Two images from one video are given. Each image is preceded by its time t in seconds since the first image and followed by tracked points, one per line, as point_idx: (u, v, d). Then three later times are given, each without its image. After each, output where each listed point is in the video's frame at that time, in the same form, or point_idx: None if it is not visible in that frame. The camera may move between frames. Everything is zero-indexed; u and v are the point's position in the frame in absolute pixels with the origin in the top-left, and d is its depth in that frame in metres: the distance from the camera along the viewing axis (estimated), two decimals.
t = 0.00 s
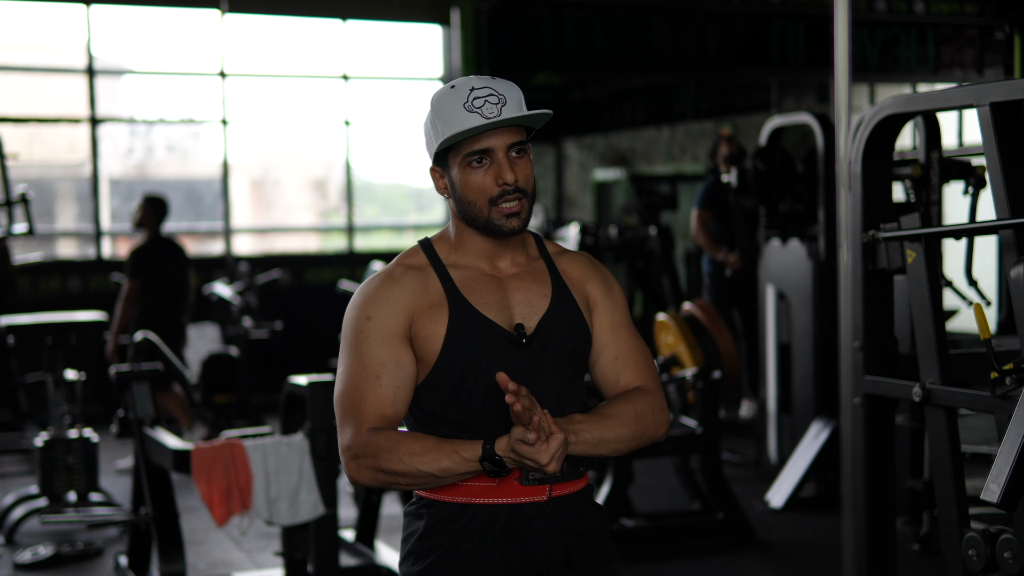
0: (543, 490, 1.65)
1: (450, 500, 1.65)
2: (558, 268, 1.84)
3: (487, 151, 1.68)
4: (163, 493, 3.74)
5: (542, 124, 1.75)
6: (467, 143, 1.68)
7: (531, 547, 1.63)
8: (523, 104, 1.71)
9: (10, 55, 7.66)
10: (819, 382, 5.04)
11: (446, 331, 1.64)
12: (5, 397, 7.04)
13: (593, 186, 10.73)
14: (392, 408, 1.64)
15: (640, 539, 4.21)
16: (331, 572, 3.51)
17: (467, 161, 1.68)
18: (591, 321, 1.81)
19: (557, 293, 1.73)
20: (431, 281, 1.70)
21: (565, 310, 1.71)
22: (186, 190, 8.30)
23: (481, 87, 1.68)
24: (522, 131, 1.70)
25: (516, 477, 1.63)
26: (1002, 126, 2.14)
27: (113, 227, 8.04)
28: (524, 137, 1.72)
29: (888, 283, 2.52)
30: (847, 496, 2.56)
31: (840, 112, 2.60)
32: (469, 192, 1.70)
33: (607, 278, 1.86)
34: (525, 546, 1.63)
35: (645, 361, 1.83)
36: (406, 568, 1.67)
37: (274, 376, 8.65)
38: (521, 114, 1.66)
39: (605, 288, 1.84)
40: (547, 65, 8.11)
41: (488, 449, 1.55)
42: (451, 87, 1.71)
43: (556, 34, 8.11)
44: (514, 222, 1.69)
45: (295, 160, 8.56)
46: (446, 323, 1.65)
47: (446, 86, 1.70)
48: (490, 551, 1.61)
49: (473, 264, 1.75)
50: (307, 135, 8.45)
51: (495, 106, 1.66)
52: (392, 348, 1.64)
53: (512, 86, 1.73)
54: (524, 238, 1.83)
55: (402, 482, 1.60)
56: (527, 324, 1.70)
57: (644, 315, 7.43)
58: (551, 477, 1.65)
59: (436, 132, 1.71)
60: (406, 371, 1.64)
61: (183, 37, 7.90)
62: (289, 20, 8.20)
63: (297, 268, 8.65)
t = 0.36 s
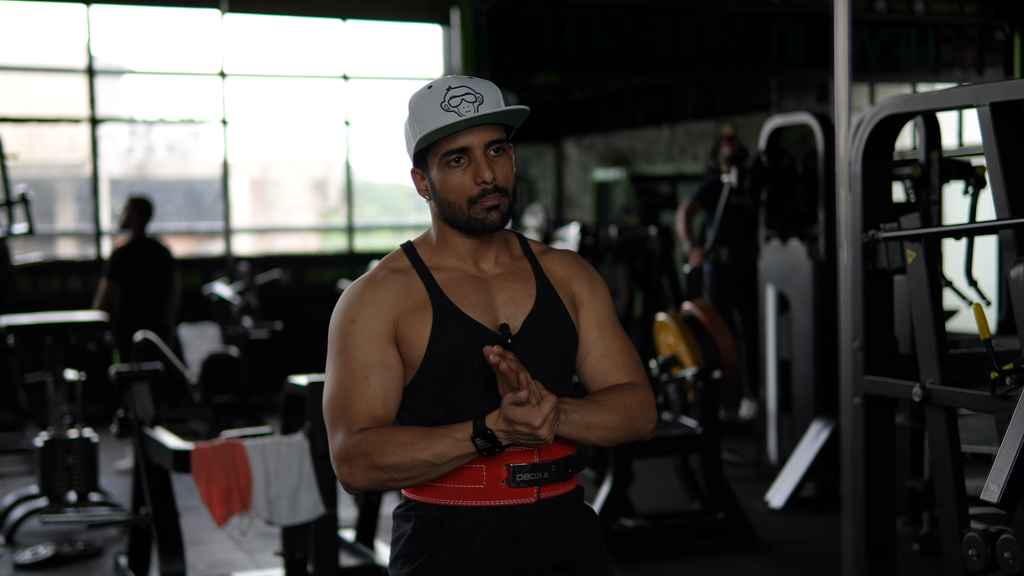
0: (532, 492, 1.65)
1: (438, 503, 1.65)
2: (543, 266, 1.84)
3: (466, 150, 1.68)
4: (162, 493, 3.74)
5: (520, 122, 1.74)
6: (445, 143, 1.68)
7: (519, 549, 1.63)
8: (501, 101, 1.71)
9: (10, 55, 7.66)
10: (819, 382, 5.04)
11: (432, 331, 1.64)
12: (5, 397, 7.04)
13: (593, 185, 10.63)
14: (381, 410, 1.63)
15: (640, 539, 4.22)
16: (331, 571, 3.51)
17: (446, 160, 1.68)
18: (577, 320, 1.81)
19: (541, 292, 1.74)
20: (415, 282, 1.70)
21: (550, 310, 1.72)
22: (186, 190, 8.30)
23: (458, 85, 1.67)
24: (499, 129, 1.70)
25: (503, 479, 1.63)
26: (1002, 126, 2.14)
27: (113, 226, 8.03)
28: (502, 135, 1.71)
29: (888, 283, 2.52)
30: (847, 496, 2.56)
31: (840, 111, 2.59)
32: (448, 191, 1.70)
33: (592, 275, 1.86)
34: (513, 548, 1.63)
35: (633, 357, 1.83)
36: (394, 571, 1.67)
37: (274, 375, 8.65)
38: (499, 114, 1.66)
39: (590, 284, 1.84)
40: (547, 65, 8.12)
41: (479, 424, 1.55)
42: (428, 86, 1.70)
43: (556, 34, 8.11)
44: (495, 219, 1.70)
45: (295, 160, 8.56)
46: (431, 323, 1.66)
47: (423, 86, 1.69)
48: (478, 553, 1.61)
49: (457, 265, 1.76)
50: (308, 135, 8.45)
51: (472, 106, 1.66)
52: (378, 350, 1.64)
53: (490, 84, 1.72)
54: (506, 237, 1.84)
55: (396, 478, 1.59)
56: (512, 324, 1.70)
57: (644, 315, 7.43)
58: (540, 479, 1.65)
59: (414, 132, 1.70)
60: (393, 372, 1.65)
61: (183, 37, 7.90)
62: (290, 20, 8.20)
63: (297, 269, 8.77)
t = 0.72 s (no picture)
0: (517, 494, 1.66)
1: (423, 506, 1.66)
2: (525, 267, 1.84)
3: (445, 161, 1.68)
4: (162, 493, 3.74)
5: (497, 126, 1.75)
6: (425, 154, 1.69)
7: (504, 551, 1.64)
8: (476, 108, 1.71)
9: (10, 55, 7.66)
10: (820, 382, 5.04)
11: (412, 341, 1.65)
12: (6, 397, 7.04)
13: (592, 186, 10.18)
14: (361, 420, 1.65)
15: (640, 539, 4.22)
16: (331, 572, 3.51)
17: (426, 172, 1.69)
18: (561, 321, 1.82)
19: (524, 294, 1.74)
20: (396, 289, 1.71)
21: (531, 313, 1.71)
22: (185, 190, 8.29)
23: (432, 94, 1.68)
24: (477, 135, 1.70)
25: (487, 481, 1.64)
26: (1002, 126, 2.14)
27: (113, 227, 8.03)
28: (481, 142, 1.72)
29: (888, 283, 2.52)
30: (847, 496, 2.56)
31: (840, 111, 2.59)
32: (430, 202, 1.71)
33: (575, 276, 1.86)
34: (498, 551, 1.64)
35: (616, 361, 1.84)
36: (382, 572, 1.70)
37: (274, 375, 8.65)
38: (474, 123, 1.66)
39: (573, 287, 1.84)
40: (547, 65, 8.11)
41: (461, 472, 1.55)
42: (402, 95, 1.70)
43: (556, 34, 8.11)
44: (478, 228, 1.71)
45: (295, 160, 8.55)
46: (412, 333, 1.66)
47: (398, 95, 1.69)
48: (463, 556, 1.63)
49: (439, 269, 1.77)
50: (308, 135, 8.44)
51: (447, 115, 1.66)
52: (359, 360, 1.65)
53: (465, 89, 1.72)
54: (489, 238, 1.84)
55: (373, 496, 1.61)
56: (495, 328, 1.71)
57: (644, 315, 7.42)
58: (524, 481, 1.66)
59: (392, 143, 1.71)
60: (373, 381, 1.66)
61: (183, 37, 7.90)
62: (290, 20, 8.20)
63: (296, 267, 8.75)
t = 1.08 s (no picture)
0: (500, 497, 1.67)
1: (405, 508, 1.67)
2: (508, 270, 1.85)
3: (426, 172, 1.69)
4: (163, 493, 3.73)
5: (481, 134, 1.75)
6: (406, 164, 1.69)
7: (487, 553, 1.65)
8: (459, 117, 1.72)
9: (10, 55, 7.66)
10: (820, 382, 5.04)
11: (395, 344, 1.65)
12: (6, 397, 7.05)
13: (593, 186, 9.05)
14: (345, 424, 1.65)
15: (640, 539, 4.22)
16: (331, 571, 3.50)
17: (407, 183, 1.69)
18: (545, 324, 1.83)
19: (506, 298, 1.75)
20: (379, 292, 1.71)
21: (514, 316, 1.72)
22: (185, 190, 8.28)
23: (414, 104, 1.69)
24: (460, 146, 1.70)
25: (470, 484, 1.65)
26: (1002, 125, 2.14)
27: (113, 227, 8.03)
28: (463, 152, 1.72)
29: (888, 283, 2.52)
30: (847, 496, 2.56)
31: (840, 111, 2.58)
32: (411, 212, 1.71)
33: (558, 278, 1.87)
34: (481, 553, 1.65)
35: (599, 361, 1.85)
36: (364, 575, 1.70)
37: (275, 375, 8.64)
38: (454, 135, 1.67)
39: (556, 289, 1.85)
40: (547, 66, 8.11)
41: (444, 473, 1.55)
42: (384, 103, 1.72)
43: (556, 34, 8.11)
44: (458, 240, 1.71)
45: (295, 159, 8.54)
46: (395, 337, 1.67)
47: (380, 104, 1.71)
48: (446, 558, 1.64)
49: (421, 273, 1.78)
50: (308, 135, 8.45)
51: (428, 125, 1.67)
52: (342, 364, 1.65)
53: (447, 98, 1.73)
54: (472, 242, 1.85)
55: (357, 500, 1.61)
56: (477, 332, 1.71)
57: (645, 314, 7.41)
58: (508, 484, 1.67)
59: (373, 152, 1.72)
60: (356, 385, 1.66)
61: (183, 37, 7.90)
62: (290, 20, 8.20)
63: (296, 269, 8.79)
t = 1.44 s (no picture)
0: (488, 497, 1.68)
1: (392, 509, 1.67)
2: (497, 272, 1.86)
3: (421, 180, 1.69)
4: (162, 493, 3.74)
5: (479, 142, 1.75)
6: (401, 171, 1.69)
7: (475, 553, 1.66)
8: (455, 126, 1.72)
9: (9, 55, 7.66)
10: (819, 382, 5.05)
11: (383, 346, 1.66)
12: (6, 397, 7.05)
13: (593, 187, 9.27)
14: (335, 429, 1.65)
15: (639, 539, 4.22)
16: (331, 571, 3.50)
17: (400, 190, 1.69)
18: (533, 329, 1.84)
19: (494, 301, 1.75)
20: (368, 296, 1.71)
21: (501, 319, 1.73)
22: (185, 190, 8.27)
23: (413, 111, 1.69)
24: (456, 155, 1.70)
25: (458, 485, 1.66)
26: (1003, 125, 2.14)
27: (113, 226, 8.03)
28: (459, 161, 1.72)
29: (888, 283, 2.52)
30: (847, 497, 2.56)
31: (840, 111, 2.58)
32: (403, 218, 1.71)
33: (545, 280, 1.88)
34: (469, 553, 1.66)
35: (592, 359, 1.86)
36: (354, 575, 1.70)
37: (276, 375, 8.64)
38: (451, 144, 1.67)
39: (544, 291, 1.86)
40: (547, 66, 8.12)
41: (433, 480, 1.55)
42: (382, 109, 1.71)
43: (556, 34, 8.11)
44: (449, 248, 1.70)
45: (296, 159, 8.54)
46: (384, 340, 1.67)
47: (377, 109, 1.70)
48: (434, 558, 1.64)
49: (409, 277, 1.77)
50: (308, 135, 8.45)
51: (425, 133, 1.67)
52: (332, 369, 1.66)
53: (445, 106, 1.73)
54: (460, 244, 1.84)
55: (349, 506, 1.61)
56: (465, 336, 1.71)
57: (645, 314, 7.42)
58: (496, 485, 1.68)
59: (369, 157, 1.72)
60: (347, 389, 1.66)
61: (183, 37, 7.90)
62: (290, 20, 8.20)
63: (297, 269, 8.71)
